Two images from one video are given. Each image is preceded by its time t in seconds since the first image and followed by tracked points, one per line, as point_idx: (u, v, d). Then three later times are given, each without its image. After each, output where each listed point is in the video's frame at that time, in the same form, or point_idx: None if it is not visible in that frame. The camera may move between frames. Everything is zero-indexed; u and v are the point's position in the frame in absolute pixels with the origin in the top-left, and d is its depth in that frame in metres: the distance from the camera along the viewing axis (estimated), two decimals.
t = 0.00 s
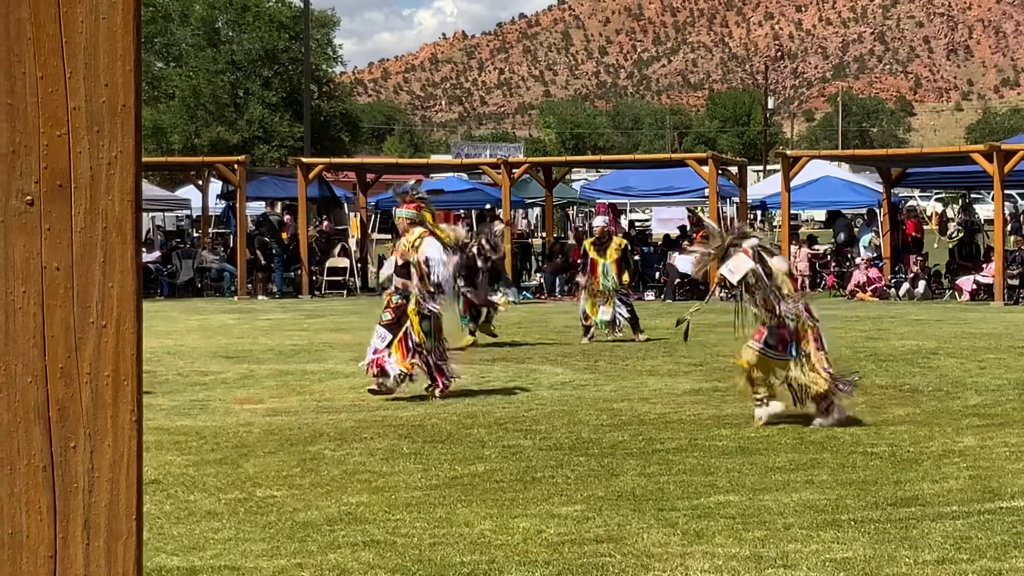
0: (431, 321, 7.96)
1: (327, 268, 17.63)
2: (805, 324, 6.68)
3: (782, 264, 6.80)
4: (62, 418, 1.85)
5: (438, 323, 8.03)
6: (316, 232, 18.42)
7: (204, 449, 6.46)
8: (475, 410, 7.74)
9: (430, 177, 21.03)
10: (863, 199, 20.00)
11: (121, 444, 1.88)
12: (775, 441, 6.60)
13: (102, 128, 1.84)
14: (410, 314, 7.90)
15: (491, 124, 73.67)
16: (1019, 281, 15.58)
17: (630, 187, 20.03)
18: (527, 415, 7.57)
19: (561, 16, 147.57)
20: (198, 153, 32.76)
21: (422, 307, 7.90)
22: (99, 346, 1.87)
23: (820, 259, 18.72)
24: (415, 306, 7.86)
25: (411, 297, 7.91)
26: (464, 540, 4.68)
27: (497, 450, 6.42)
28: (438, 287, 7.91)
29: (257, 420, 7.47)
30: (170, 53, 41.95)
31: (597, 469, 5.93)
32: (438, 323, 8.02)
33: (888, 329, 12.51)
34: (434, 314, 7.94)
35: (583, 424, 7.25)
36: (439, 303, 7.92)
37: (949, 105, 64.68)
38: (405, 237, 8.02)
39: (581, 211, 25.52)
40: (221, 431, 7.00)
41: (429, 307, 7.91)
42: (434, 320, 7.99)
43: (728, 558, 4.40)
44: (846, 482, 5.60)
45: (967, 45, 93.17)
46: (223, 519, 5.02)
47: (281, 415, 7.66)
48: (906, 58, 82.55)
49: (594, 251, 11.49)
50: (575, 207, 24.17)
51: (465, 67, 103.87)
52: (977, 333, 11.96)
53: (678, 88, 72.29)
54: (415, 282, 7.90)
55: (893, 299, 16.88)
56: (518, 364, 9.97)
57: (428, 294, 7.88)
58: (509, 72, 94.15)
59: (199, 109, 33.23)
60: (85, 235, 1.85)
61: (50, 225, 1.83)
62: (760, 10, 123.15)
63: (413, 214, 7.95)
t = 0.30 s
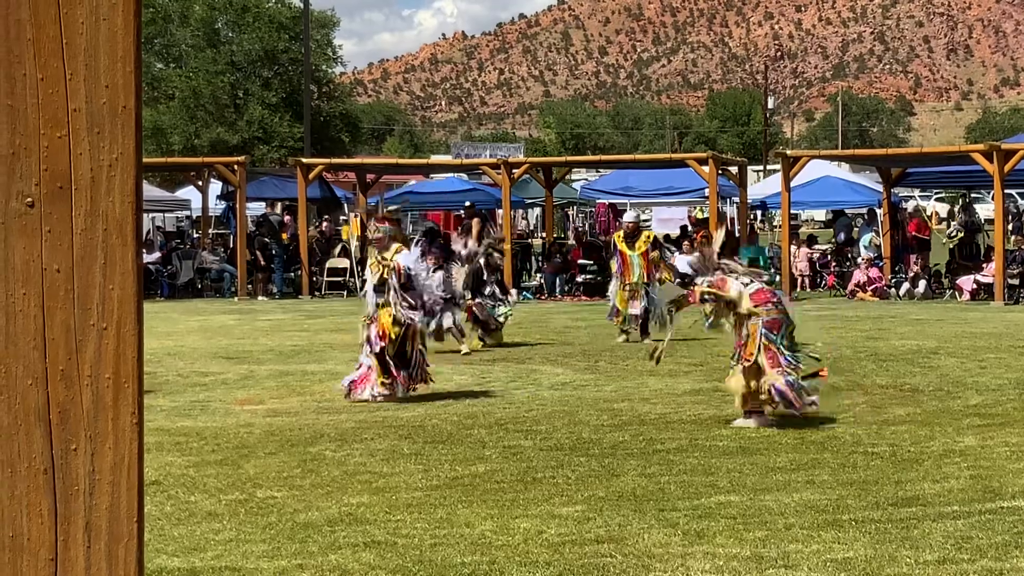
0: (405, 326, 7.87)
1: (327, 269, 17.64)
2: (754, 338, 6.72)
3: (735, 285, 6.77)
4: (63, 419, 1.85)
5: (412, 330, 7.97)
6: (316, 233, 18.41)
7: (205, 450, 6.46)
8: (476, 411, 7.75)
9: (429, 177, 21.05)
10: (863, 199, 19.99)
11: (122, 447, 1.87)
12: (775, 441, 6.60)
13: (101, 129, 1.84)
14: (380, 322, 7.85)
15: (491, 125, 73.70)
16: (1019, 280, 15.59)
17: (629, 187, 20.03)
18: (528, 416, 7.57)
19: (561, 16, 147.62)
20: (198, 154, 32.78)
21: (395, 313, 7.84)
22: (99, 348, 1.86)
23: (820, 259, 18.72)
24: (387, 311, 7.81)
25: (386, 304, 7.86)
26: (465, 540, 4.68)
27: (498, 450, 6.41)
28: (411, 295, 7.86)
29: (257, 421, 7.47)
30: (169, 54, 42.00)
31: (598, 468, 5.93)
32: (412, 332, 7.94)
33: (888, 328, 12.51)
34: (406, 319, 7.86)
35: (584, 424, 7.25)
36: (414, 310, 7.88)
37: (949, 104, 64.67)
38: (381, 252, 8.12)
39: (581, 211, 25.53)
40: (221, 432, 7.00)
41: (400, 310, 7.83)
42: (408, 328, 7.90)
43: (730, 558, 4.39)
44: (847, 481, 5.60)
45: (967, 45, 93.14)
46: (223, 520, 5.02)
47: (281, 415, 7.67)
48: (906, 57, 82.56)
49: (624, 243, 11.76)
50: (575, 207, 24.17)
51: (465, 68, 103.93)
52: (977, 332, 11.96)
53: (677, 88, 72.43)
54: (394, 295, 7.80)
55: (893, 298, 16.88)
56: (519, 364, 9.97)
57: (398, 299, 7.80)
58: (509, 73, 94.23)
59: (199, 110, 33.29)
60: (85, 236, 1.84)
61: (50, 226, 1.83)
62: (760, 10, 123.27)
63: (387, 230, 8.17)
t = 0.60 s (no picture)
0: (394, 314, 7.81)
1: (326, 269, 17.63)
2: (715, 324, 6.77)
3: (710, 282, 6.82)
4: (62, 420, 1.85)
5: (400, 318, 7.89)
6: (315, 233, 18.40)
7: (203, 450, 6.46)
8: (475, 411, 7.75)
9: (428, 177, 21.04)
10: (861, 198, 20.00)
11: (122, 447, 1.87)
12: (774, 441, 6.60)
13: (101, 128, 1.84)
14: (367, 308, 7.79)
15: (489, 125, 73.73)
16: (1017, 279, 15.60)
17: (628, 187, 20.04)
18: (526, 415, 7.56)
19: (559, 16, 147.70)
20: (196, 155, 32.78)
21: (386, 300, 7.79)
22: (99, 348, 1.86)
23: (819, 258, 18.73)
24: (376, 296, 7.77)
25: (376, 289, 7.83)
26: (464, 540, 4.68)
27: (497, 450, 6.41)
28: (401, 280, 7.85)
29: (256, 421, 7.47)
30: (167, 55, 42.01)
31: (597, 468, 5.93)
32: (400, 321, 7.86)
33: (887, 327, 12.52)
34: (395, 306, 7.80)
35: (583, 424, 7.26)
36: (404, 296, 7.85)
37: (947, 103, 64.71)
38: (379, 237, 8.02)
39: (580, 210, 25.52)
40: (220, 433, 6.99)
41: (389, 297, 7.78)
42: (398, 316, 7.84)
43: (729, 557, 4.39)
44: (846, 480, 5.60)
45: (965, 43, 93.22)
46: (222, 520, 5.02)
47: (280, 416, 7.66)
48: (904, 57, 82.60)
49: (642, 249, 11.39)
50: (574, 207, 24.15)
51: (463, 69, 104.00)
52: (976, 332, 11.96)
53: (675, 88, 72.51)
54: (388, 279, 7.83)
55: (891, 297, 16.89)
56: (518, 364, 9.96)
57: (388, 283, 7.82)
58: (507, 73, 94.28)
59: (197, 110, 33.31)
60: (85, 236, 1.84)
61: (50, 226, 1.83)
62: (758, 9, 123.30)
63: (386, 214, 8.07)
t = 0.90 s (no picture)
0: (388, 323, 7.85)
1: (323, 269, 17.61)
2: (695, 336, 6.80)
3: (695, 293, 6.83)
4: (61, 420, 1.84)
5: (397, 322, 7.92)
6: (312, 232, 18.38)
7: (202, 450, 6.45)
8: (474, 409, 7.74)
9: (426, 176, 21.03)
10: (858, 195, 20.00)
11: (120, 445, 1.87)
12: (772, 438, 6.60)
13: (99, 128, 1.83)
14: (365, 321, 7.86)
15: (486, 124, 73.78)
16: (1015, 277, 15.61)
17: (626, 185, 20.04)
18: (524, 414, 7.56)
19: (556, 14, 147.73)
20: (193, 154, 32.77)
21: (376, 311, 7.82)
22: (96, 348, 1.86)
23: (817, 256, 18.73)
24: (369, 312, 7.81)
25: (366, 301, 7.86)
26: (463, 539, 4.68)
27: (495, 449, 6.41)
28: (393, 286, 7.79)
29: (254, 420, 7.46)
30: (165, 54, 42.02)
31: (595, 467, 5.92)
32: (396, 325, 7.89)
33: (885, 325, 12.52)
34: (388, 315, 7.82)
35: (582, 422, 7.25)
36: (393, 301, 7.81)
37: (944, 101, 64.76)
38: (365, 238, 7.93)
39: (578, 209, 25.50)
40: (218, 432, 6.98)
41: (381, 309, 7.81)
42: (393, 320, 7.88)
43: (728, 555, 4.39)
44: (845, 478, 5.60)
45: (963, 40, 93.22)
46: (220, 520, 5.01)
47: (278, 415, 7.65)
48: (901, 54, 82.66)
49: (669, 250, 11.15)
50: (572, 205, 24.16)
51: (460, 67, 104.04)
52: (974, 329, 11.98)
53: (672, 86, 72.54)
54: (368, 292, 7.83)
55: (889, 295, 16.88)
56: (516, 362, 9.96)
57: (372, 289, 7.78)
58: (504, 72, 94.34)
59: (194, 109, 33.31)
60: (83, 235, 1.84)
61: (47, 225, 1.82)
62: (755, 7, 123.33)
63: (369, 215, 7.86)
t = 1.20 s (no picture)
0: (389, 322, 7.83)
1: (321, 267, 17.59)
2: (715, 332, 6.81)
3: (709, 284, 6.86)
4: (62, 419, 1.84)
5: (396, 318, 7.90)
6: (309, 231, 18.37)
7: (200, 449, 6.46)
8: (471, 408, 7.75)
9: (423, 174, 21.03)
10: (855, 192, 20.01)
11: (121, 445, 1.87)
12: (770, 436, 6.61)
13: (99, 130, 1.83)
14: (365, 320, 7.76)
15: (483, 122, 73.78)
16: (1012, 274, 15.61)
17: (623, 182, 20.05)
18: (522, 412, 7.56)
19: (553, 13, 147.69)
20: (190, 153, 32.78)
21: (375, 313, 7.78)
22: (97, 349, 1.87)
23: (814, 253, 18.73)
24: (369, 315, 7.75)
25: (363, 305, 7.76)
26: (462, 537, 4.69)
27: (493, 447, 6.42)
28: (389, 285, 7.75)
29: (252, 419, 7.47)
30: (162, 53, 42.02)
31: (593, 465, 5.93)
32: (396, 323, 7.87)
33: (882, 322, 12.55)
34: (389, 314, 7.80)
35: (580, 421, 7.26)
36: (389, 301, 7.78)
37: (941, 98, 64.82)
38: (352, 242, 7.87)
39: (575, 207, 25.49)
40: (216, 431, 6.98)
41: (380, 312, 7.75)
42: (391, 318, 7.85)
43: (726, 553, 4.40)
44: (843, 475, 5.61)
45: (959, 38, 93.26)
46: (219, 519, 5.02)
47: (276, 414, 7.65)
48: (897, 52, 82.71)
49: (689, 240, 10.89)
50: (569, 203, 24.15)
51: (457, 66, 104.07)
52: (971, 326, 11.99)
53: (669, 84, 72.65)
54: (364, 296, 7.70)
55: (887, 292, 16.86)
56: (514, 361, 9.98)
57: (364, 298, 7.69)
58: (501, 70, 94.34)
59: (191, 108, 33.33)
60: (83, 236, 1.84)
61: (48, 225, 1.83)
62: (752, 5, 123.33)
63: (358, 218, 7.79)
